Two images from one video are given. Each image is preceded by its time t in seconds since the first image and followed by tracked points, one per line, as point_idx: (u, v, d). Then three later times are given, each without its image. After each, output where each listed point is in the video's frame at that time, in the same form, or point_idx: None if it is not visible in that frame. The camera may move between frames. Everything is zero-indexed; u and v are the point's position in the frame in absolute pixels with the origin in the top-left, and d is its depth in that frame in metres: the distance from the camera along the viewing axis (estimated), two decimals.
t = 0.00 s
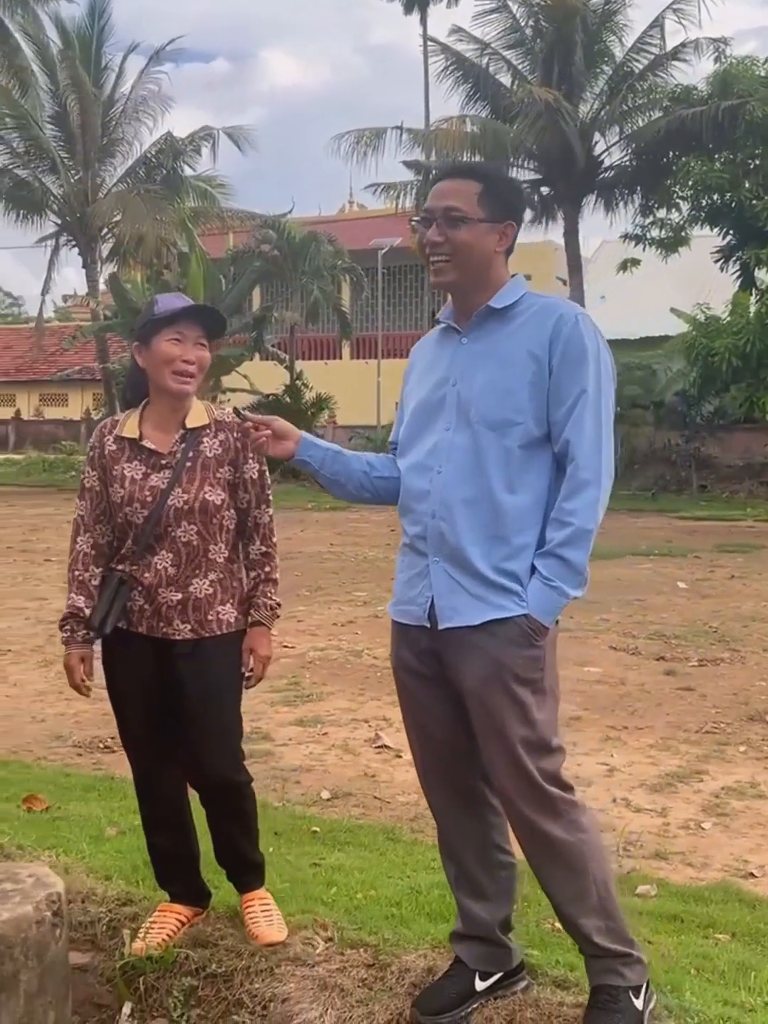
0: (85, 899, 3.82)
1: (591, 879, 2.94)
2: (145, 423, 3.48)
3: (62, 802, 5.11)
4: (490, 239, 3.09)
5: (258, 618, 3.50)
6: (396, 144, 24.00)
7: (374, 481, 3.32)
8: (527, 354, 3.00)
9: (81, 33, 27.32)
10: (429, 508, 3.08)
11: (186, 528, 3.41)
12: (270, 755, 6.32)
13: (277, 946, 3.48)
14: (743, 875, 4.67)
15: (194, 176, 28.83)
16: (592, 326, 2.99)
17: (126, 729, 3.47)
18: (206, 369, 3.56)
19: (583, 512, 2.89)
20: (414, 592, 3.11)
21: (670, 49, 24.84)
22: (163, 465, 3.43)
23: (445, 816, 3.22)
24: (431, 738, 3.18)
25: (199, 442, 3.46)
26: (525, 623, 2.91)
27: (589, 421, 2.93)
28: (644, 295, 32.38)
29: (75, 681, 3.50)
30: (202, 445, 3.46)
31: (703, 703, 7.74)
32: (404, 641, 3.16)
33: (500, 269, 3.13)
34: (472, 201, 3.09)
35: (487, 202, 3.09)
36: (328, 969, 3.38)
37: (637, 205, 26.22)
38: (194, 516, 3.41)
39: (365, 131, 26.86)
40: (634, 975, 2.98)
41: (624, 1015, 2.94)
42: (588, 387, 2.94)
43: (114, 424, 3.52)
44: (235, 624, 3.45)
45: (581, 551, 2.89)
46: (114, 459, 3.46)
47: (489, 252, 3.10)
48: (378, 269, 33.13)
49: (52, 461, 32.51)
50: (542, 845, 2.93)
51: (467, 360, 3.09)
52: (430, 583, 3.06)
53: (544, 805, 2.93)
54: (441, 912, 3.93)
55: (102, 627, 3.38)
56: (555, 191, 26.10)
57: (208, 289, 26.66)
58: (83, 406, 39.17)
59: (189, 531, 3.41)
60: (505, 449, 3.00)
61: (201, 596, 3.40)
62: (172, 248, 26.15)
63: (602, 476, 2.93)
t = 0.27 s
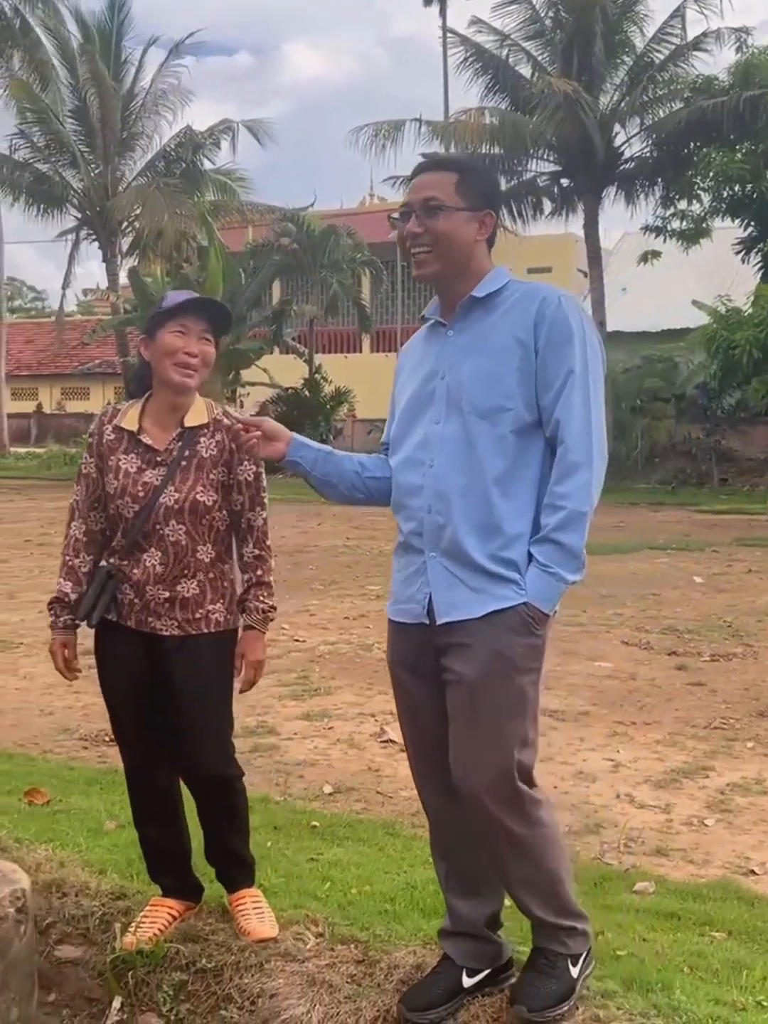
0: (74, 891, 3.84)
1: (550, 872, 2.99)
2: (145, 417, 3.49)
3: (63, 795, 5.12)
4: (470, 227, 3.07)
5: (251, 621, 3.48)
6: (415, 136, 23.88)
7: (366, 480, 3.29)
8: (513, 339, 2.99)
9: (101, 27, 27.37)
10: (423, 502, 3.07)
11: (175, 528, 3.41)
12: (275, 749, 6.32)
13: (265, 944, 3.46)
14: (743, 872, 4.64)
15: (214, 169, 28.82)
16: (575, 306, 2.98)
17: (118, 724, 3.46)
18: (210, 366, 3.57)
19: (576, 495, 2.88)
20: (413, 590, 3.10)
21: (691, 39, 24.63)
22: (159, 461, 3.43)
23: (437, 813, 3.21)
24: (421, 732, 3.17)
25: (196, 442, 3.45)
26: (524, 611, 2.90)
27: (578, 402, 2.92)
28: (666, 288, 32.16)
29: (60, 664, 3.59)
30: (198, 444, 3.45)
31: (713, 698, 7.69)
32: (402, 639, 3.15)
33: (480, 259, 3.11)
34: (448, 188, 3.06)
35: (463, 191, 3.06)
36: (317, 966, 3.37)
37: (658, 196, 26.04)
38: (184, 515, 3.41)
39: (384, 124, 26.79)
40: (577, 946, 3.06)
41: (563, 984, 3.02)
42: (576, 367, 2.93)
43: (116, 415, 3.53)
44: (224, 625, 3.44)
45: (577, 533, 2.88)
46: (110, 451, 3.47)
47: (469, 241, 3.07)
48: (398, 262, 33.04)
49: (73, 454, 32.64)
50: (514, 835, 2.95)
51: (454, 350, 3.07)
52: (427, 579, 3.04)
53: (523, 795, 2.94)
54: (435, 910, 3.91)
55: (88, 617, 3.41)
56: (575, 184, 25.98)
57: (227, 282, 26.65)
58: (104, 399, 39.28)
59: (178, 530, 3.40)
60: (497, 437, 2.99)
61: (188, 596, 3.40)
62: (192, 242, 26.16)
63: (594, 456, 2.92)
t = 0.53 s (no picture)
0: (72, 884, 3.85)
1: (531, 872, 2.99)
2: (143, 415, 3.48)
3: (66, 788, 5.13)
4: (479, 210, 3.04)
5: (242, 609, 3.47)
6: (430, 130, 23.77)
7: (373, 471, 3.31)
8: (516, 328, 2.97)
9: (117, 22, 27.38)
10: (420, 490, 3.05)
11: (185, 523, 3.44)
12: (279, 742, 6.33)
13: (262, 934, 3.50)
14: (747, 867, 4.61)
15: (230, 164, 28.79)
16: (580, 298, 2.95)
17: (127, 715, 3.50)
18: (203, 360, 3.54)
19: (571, 491, 2.84)
20: (409, 580, 3.08)
21: (709, 30, 24.44)
22: (162, 459, 3.44)
23: (436, 806, 3.19)
24: (414, 726, 3.15)
25: (196, 436, 3.46)
26: (517, 610, 2.86)
27: (579, 396, 2.89)
28: (683, 281, 31.98)
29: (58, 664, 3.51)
30: (197, 437, 3.45)
31: (723, 693, 7.65)
32: (399, 631, 3.13)
33: (491, 245, 3.08)
34: (458, 170, 3.03)
35: (474, 173, 3.03)
36: (314, 960, 3.37)
37: (676, 189, 25.88)
38: (192, 510, 3.43)
39: (399, 118, 26.72)
40: (542, 952, 3.08)
41: (527, 985, 3.03)
42: (578, 360, 2.90)
43: (113, 413, 3.51)
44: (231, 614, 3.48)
45: (572, 531, 2.83)
46: (114, 451, 3.46)
47: (479, 224, 3.05)
48: (414, 256, 32.96)
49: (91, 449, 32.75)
50: (500, 828, 2.96)
51: (459, 338, 3.05)
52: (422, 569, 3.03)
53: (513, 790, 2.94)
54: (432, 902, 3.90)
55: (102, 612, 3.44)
56: (592, 177, 25.87)
57: (243, 276, 26.62)
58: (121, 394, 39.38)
59: (188, 526, 3.44)
60: (496, 428, 2.96)
61: (202, 588, 3.46)
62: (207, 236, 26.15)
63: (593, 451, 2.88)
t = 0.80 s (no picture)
0: (74, 879, 3.86)
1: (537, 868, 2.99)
2: (153, 412, 3.54)
3: (72, 783, 5.13)
4: (501, 198, 3.03)
5: (263, 598, 3.56)
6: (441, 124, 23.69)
7: (388, 457, 3.33)
8: (530, 320, 2.95)
9: (129, 17, 27.41)
10: (430, 480, 3.04)
11: (197, 516, 3.51)
12: (286, 738, 6.33)
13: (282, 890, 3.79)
14: (751, 863, 4.59)
15: (242, 159, 28.78)
16: (597, 291, 2.93)
17: (137, 709, 3.58)
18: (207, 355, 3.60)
19: (584, 489, 2.83)
20: (416, 571, 3.07)
21: (721, 23, 24.31)
22: (173, 453, 3.50)
23: (441, 800, 3.17)
24: (418, 720, 3.13)
25: (206, 429, 3.52)
26: (525, 606, 2.86)
27: (593, 391, 2.87)
28: (696, 276, 31.83)
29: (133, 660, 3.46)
30: (206, 431, 3.52)
31: (731, 689, 7.61)
32: (407, 622, 3.12)
33: (511, 234, 3.07)
34: (483, 158, 3.02)
35: (499, 159, 3.02)
36: (314, 955, 3.36)
37: (688, 182, 25.76)
38: (204, 504, 3.50)
39: (410, 112, 26.66)
40: (543, 950, 3.06)
41: (527, 984, 3.01)
42: (592, 356, 2.89)
43: (124, 411, 3.58)
44: (245, 605, 3.57)
45: (583, 529, 2.82)
46: (126, 448, 3.52)
47: (499, 213, 3.04)
48: (425, 251, 32.91)
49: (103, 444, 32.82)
50: (507, 822, 2.96)
51: (471, 326, 3.04)
52: (430, 559, 3.02)
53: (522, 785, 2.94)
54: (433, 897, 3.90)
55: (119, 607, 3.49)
56: (604, 171, 25.78)
57: (254, 271, 26.61)
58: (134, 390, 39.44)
59: (201, 519, 3.51)
60: (506, 420, 2.95)
61: (215, 580, 3.54)
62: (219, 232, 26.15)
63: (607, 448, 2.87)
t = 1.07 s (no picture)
0: (79, 877, 3.86)
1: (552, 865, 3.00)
2: (194, 406, 3.67)
3: (77, 780, 5.14)
4: (525, 194, 3.02)
5: (292, 589, 3.60)
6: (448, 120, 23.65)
7: (399, 449, 3.33)
8: (551, 319, 2.95)
9: (135, 15, 27.42)
10: (450, 477, 3.03)
11: (232, 508, 3.60)
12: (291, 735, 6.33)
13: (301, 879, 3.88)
14: (757, 860, 4.59)
15: (248, 156, 28.76)
16: (620, 293, 2.94)
17: (173, 694, 3.67)
18: (246, 352, 3.69)
19: (610, 492, 2.84)
20: (431, 568, 3.06)
21: (728, 18, 24.26)
22: (211, 447, 3.62)
23: (446, 798, 3.14)
24: (424, 719, 3.09)
25: (243, 424, 3.63)
26: (548, 607, 2.87)
27: (619, 396, 2.89)
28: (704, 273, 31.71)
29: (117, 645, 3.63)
30: (245, 425, 3.62)
31: (737, 686, 7.60)
32: (420, 619, 3.09)
33: (533, 228, 3.07)
34: (508, 153, 3.01)
35: (523, 155, 3.01)
36: (318, 952, 3.36)
37: (695, 179, 25.68)
38: (240, 496, 3.60)
39: (416, 109, 26.64)
40: (548, 948, 3.04)
41: (533, 982, 3.00)
42: (618, 360, 2.90)
43: (168, 407, 3.72)
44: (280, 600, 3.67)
45: (608, 532, 2.83)
46: (168, 441, 3.65)
47: (522, 208, 3.03)
48: (432, 247, 32.86)
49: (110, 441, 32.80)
50: (524, 819, 2.97)
51: (491, 323, 3.03)
52: (449, 557, 3.01)
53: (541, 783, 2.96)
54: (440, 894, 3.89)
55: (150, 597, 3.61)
56: (611, 167, 25.73)
57: (261, 269, 26.54)
58: (141, 388, 39.43)
59: (236, 510, 3.60)
60: (528, 421, 2.95)
61: (249, 572, 3.64)
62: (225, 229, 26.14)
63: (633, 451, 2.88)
